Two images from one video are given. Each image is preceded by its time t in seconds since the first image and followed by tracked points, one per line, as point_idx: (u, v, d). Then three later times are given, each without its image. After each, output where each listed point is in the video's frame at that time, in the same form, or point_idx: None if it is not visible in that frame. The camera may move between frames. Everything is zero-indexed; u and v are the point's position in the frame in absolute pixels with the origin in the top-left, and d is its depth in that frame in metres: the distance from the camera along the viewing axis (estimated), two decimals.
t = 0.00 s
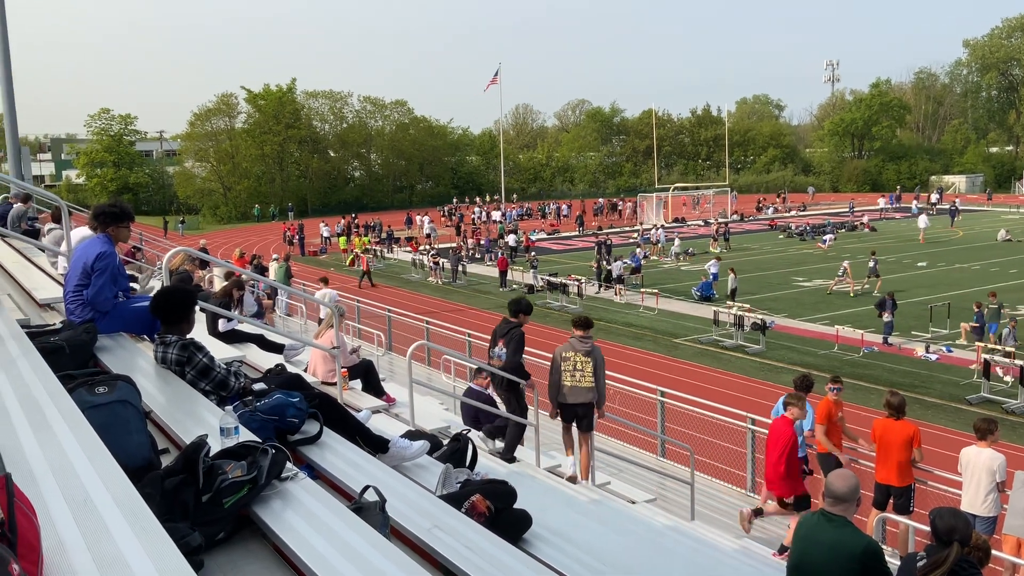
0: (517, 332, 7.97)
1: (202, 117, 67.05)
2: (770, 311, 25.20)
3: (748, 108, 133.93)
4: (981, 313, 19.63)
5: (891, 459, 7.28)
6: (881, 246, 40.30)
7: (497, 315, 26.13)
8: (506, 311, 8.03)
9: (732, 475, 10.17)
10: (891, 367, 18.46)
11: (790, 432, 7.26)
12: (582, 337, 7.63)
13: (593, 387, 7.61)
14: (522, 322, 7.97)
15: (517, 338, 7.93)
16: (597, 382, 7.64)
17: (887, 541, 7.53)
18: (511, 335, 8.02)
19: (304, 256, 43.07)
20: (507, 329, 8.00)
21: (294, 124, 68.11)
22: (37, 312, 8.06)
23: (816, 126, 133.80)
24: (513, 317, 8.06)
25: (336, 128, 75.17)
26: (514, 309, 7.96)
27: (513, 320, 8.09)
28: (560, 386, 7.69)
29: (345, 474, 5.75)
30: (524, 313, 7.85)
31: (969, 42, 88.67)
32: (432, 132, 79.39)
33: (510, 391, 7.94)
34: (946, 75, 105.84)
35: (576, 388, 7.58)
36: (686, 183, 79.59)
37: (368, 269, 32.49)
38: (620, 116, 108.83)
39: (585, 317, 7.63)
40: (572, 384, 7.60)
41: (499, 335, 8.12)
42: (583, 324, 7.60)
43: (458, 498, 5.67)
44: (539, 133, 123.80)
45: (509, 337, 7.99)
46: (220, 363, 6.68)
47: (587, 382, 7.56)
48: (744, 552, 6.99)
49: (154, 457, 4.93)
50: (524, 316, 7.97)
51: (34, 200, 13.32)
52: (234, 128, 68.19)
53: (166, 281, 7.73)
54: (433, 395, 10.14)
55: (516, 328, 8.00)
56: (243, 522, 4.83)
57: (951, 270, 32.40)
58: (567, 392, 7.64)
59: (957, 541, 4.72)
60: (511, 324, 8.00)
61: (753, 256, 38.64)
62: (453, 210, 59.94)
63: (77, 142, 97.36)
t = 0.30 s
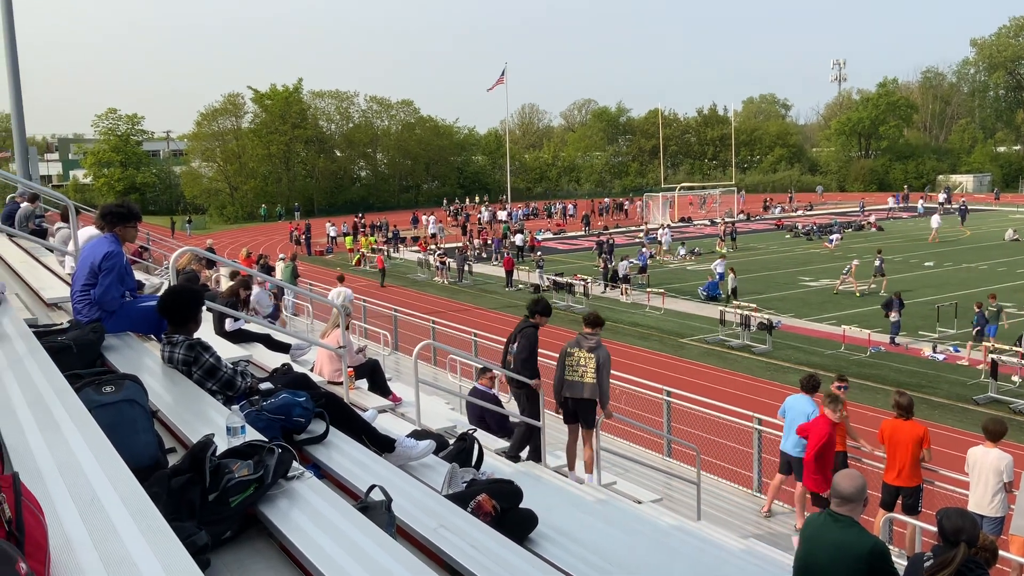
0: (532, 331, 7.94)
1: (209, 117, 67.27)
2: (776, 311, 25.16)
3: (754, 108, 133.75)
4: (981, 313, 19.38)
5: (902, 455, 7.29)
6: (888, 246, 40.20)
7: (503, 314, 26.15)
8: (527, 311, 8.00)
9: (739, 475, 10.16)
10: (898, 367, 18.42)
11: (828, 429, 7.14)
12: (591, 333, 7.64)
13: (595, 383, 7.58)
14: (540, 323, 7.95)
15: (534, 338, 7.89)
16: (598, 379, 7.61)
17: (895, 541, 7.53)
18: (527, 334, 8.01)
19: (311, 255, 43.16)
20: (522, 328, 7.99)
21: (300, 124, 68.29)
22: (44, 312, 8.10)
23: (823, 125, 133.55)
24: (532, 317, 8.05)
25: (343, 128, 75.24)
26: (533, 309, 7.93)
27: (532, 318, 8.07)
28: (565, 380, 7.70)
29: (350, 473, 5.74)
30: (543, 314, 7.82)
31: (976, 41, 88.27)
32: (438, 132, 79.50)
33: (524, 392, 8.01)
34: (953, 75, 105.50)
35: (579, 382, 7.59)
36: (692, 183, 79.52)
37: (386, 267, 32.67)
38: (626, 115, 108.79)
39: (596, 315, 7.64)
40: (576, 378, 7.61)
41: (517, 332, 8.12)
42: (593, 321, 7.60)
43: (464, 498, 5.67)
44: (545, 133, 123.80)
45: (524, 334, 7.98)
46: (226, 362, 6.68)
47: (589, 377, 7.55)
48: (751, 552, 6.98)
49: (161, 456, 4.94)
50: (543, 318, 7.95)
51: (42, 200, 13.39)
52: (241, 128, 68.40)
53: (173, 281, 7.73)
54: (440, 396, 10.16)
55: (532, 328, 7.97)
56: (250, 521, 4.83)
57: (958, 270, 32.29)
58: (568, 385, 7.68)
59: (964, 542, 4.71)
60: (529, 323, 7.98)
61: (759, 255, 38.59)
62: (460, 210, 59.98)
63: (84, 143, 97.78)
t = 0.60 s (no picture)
0: (543, 338, 7.99)
1: (214, 117, 67.45)
2: (781, 311, 25.12)
3: (759, 107, 133.59)
4: (979, 313, 19.05)
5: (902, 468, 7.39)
6: (893, 246, 40.12)
7: (507, 314, 26.12)
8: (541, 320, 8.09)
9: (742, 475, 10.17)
10: (903, 367, 18.38)
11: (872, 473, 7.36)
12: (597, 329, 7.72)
13: (596, 379, 7.62)
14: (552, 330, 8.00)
15: (548, 345, 7.95)
16: (601, 376, 7.62)
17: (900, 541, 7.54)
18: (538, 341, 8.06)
19: (315, 255, 43.19)
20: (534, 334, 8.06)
21: (305, 124, 68.38)
22: (50, 311, 8.14)
23: (828, 125, 133.35)
24: (544, 324, 8.12)
25: (347, 127, 75.24)
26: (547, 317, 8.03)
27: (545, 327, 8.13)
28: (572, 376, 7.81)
29: (355, 472, 5.75)
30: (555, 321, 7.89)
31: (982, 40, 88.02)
32: (443, 131, 79.57)
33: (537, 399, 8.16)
34: (958, 74, 105.26)
35: (582, 378, 7.67)
36: (696, 182, 79.45)
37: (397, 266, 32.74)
38: (630, 115, 108.69)
39: (603, 312, 7.70)
40: (581, 374, 7.69)
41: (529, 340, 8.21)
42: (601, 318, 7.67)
43: (469, 497, 5.67)
44: (549, 132, 123.68)
45: (535, 340, 8.03)
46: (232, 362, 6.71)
47: (592, 373, 7.61)
48: (756, 551, 6.99)
49: (167, 456, 4.94)
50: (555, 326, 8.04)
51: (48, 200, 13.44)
52: (246, 128, 68.54)
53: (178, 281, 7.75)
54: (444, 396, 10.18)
55: (544, 334, 8.01)
56: (255, 521, 4.84)
57: (963, 270, 32.20)
58: (573, 381, 7.78)
59: (970, 542, 4.70)
60: (541, 330, 8.03)
61: (764, 255, 38.50)
62: (463, 209, 59.98)
63: (89, 142, 97.91)
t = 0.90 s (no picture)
0: (555, 339, 7.98)
1: (217, 118, 67.57)
2: (785, 311, 25.09)
3: (762, 107, 133.58)
4: (978, 313, 18.81)
5: (920, 461, 7.46)
6: (896, 245, 40.08)
7: (510, 314, 26.14)
8: (552, 320, 8.06)
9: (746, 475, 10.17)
10: (907, 367, 18.34)
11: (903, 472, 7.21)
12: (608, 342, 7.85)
13: (609, 392, 7.81)
14: (564, 331, 7.99)
15: (561, 346, 7.95)
16: (614, 387, 7.80)
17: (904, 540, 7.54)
18: (550, 341, 8.06)
19: (318, 255, 43.25)
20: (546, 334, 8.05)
21: (308, 124, 68.55)
22: (53, 312, 8.14)
23: (831, 124, 133.20)
24: (555, 325, 8.12)
25: (350, 128, 75.31)
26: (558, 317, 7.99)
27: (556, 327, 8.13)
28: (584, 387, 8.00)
29: (358, 473, 5.74)
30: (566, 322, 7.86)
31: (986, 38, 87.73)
32: (446, 132, 79.59)
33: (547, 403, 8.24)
34: (962, 74, 105.08)
35: (594, 391, 7.84)
36: (699, 183, 79.50)
37: (403, 266, 32.80)
38: (634, 115, 108.67)
39: (616, 325, 7.81)
40: (593, 386, 7.87)
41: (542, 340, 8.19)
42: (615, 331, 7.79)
43: (472, 497, 5.66)
44: (552, 132, 123.74)
45: (545, 340, 8.03)
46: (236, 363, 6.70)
47: (604, 387, 7.78)
48: (760, 552, 6.99)
49: (169, 455, 4.92)
50: (567, 327, 8.03)
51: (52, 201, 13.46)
52: (249, 128, 68.68)
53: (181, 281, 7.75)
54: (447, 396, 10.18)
55: (556, 336, 8.00)
56: (258, 521, 4.84)
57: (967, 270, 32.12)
58: (586, 393, 7.96)
59: (974, 542, 4.69)
60: (552, 330, 8.02)
61: (768, 255, 38.47)
62: (466, 210, 60.03)
63: (94, 142, 98.16)
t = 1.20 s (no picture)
0: (565, 346, 7.87)
1: (219, 118, 67.56)
2: (786, 311, 25.11)
3: (763, 107, 133.65)
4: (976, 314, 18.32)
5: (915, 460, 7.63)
6: (898, 246, 40.10)
7: (512, 315, 26.15)
8: (565, 324, 7.94)
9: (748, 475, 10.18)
10: (909, 367, 18.33)
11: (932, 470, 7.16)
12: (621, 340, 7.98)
13: (613, 391, 8.01)
14: (577, 337, 7.89)
15: (573, 350, 7.84)
16: (618, 387, 8.00)
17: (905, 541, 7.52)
18: (560, 346, 7.94)
19: (320, 256, 43.27)
20: (559, 339, 7.93)
21: (310, 125, 68.60)
22: (55, 312, 8.16)
23: (833, 125, 133.20)
24: (569, 330, 8.01)
25: (352, 128, 75.34)
26: (570, 323, 7.87)
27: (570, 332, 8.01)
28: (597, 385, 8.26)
29: (360, 474, 5.74)
30: (580, 328, 7.74)
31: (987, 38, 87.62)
32: (447, 132, 79.56)
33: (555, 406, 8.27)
34: (963, 74, 105.05)
35: (602, 388, 8.11)
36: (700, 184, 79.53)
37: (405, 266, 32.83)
38: (636, 115, 108.68)
39: (631, 325, 7.94)
40: (602, 383, 8.11)
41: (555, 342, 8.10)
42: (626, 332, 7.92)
43: (473, 498, 5.65)
44: (553, 132, 123.79)
45: (556, 345, 7.92)
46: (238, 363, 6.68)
47: (609, 385, 8.02)
48: (761, 553, 6.98)
49: (171, 456, 4.92)
50: (579, 332, 7.89)
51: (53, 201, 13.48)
52: (251, 128, 68.72)
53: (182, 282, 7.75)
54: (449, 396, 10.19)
55: (569, 341, 7.90)
56: (260, 521, 4.84)
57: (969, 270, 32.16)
58: (598, 391, 8.21)
59: (976, 543, 4.68)
60: (564, 335, 7.93)
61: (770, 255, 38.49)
62: (467, 210, 60.06)
63: (96, 143, 98.29)
